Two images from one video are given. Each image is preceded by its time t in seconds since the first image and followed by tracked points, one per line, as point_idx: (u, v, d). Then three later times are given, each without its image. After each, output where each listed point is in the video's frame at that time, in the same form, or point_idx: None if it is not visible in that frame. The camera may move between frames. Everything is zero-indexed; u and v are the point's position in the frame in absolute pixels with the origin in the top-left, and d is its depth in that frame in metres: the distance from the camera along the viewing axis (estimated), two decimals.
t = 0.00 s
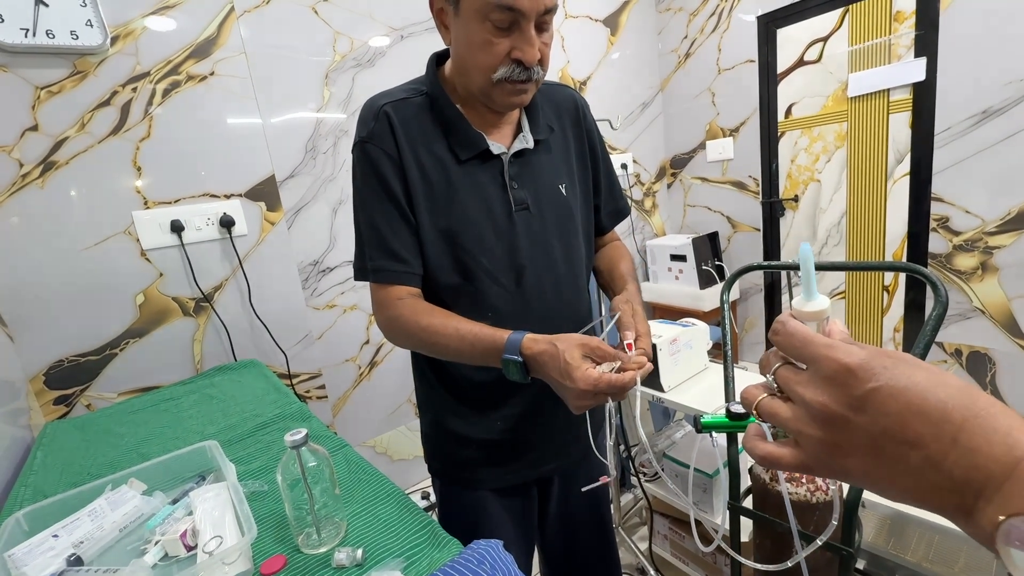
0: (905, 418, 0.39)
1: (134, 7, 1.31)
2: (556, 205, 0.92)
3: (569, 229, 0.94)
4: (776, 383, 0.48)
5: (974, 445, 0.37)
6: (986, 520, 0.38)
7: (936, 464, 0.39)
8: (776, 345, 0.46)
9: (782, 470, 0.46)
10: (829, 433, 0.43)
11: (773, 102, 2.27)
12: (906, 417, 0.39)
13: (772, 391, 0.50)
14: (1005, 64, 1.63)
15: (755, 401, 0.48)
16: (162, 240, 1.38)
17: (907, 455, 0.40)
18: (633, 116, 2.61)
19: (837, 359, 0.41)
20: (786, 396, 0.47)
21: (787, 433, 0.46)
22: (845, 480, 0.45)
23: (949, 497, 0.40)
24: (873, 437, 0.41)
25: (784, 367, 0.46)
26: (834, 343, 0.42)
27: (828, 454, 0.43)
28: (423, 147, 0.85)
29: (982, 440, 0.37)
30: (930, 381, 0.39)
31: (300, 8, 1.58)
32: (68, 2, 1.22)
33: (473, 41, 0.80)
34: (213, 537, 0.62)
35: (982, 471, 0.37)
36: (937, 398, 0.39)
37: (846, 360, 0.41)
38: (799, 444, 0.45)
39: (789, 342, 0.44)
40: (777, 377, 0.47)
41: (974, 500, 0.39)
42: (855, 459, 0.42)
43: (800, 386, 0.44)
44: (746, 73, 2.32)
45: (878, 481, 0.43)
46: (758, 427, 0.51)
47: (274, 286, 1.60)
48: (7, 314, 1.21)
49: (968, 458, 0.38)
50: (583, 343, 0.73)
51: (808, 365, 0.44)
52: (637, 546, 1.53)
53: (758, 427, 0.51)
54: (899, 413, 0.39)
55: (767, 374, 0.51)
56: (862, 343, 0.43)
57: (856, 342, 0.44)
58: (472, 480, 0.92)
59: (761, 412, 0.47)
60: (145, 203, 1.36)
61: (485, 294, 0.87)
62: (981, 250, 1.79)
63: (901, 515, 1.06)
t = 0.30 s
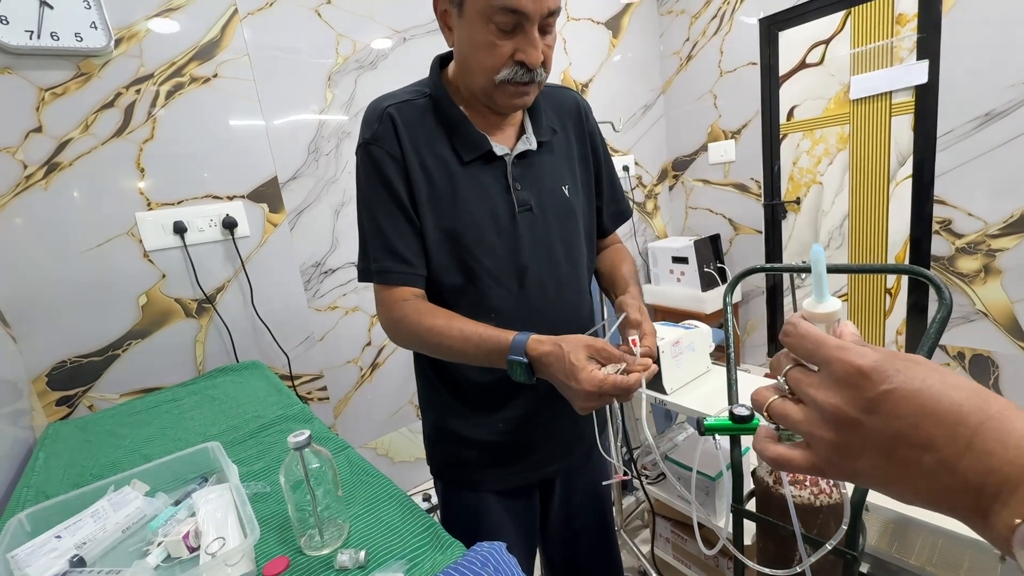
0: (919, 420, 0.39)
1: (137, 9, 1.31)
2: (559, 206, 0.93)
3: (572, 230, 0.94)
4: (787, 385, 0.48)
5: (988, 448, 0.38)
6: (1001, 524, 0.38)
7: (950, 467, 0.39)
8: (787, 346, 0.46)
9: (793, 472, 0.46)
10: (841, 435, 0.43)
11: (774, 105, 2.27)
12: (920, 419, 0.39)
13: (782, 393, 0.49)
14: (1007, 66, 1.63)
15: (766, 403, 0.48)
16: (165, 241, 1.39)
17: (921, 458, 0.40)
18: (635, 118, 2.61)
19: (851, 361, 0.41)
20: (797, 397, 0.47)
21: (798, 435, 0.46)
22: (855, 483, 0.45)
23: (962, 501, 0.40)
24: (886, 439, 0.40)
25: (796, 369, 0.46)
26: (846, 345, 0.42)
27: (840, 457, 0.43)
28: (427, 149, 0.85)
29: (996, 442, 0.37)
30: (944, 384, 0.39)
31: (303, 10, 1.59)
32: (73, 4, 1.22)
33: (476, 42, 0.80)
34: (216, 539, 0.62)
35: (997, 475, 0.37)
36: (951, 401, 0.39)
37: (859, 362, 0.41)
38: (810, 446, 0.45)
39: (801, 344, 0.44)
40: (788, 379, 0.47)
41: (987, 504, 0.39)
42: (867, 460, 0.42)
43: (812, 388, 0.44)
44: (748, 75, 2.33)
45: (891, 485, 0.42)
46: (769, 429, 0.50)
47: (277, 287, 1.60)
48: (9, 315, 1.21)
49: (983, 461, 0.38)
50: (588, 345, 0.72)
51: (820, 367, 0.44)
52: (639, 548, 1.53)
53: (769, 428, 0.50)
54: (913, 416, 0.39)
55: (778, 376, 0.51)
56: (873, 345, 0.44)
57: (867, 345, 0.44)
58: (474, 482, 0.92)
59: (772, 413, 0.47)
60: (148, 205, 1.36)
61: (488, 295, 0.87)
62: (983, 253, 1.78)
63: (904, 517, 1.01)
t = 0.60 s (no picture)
0: (931, 428, 0.39)
1: (142, 12, 1.32)
2: (562, 208, 0.93)
3: (575, 233, 0.94)
4: (797, 392, 0.48)
5: (1001, 457, 0.38)
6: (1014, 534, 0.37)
7: (962, 476, 0.39)
8: (796, 354, 0.46)
9: (803, 480, 0.45)
10: (852, 444, 0.42)
11: (776, 109, 2.27)
12: (932, 427, 0.39)
13: (792, 401, 0.49)
14: (1008, 71, 1.63)
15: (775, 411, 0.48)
16: (167, 243, 1.39)
17: (933, 466, 0.40)
18: (636, 122, 2.62)
19: (861, 369, 0.41)
20: (807, 405, 0.47)
21: (808, 443, 0.45)
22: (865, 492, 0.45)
23: (975, 510, 0.39)
24: (898, 447, 0.40)
25: (805, 377, 0.46)
26: (856, 353, 0.42)
27: (850, 465, 0.43)
28: (430, 152, 0.85)
29: (1008, 451, 0.37)
30: (955, 393, 0.40)
31: (306, 13, 1.60)
32: (79, 7, 1.23)
33: (479, 43, 0.80)
34: (217, 541, 0.62)
35: (1010, 484, 0.37)
36: (963, 409, 0.39)
37: (869, 369, 0.41)
38: (821, 455, 0.44)
39: (811, 350, 0.44)
40: (797, 386, 0.47)
41: (999, 513, 0.39)
42: (879, 469, 0.42)
43: (822, 396, 0.44)
44: (750, 79, 2.33)
45: (902, 494, 0.42)
46: (779, 437, 0.50)
47: (279, 289, 1.60)
48: (13, 316, 1.21)
49: (995, 470, 0.38)
50: (591, 347, 0.72)
51: (830, 375, 0.44)
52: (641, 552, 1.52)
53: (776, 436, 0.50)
54: (925, 424, 0.39)
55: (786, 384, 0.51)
56: (882, 352, 0.44)
57: (877, 352, 0.44)
58: (475, 485, 0.92)
59: (782, 422, 0.46)
60: (152, 207, 1.37)
61: (491, 298, 0.87)
62: (985, 257, 1.78)
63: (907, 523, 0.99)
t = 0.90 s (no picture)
0: (942, 437, 0.39)
1: (147, 17, 1.33)
2: (564, 213, 0.93)
3: (577, 237, 0.95)
4: (807, 399, 0.48)
5: (1014, 466, 0.37)
6: None
7: (976, 485, 0.38)
8: (807, 361, 0.46)
9: (814, 488, 0.45)
10: (864, 451, 0.42)
11: (777, 115, 2.28)
12: (944, 436, 0.39)
13: (802, 408, 0.49)
14: (1009, 78, 1.63)
15: (785, 418, 0.48)
16: (170, 245, 1.40)
17: (946, 474, 0.39)
18: (638, 127, 2.63)
19: (873, 377, 0.41)
20: (818, 412, 0.47)
21: (819, 450, 0.45)
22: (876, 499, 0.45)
23: (988, 520, 0.39)
24: (910, 456, 0.40)
25: (816, 384, 0.46)
26: (869, 361, 0.42)
27: (862, 472, 0.43)
28: (434, 156, 0.86)
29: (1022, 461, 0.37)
30: (968, 401, 0.39)
31: (310, 18, 1.61)
32: (84, 11, 1.24)
33: (483, 50, 0.81)
34: (217, 544, 0.62)
35: None
36: (976, 418, 0.39)
37: (881, 377, 0.41)
38: (832, 462, 0.45)
39: (821, 357, 0.44)
40: (808, 394, 0.47)
41: (1014, 524, 0.38)
42: (891, 478, 0.42)
43: (833, 404, 0.44)
44: (751, 85, 2.34)
45: (914, 503, 0.42)
46: (789, 445, 0.50)
47: (280, 292, 1.61)
48: (15, 318, 1.21)
49: (1010, 480, 0.37)
50: (593, 353, 0.72)
51: (841, 382, 0.44)
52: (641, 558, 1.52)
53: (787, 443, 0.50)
54: (937, 432, 0.39)
55: (798, 390, 0.51)
56: (893, 360, 0.44)
57: (889, 360, 0.44)
58: (476, 490, 0.92)
59: (793, 428, 0.46)
60: (154, 209, 1.37)
61: (493, 301, 0.87)
62: (987, 264, 1.78)
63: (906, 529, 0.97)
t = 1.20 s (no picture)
0: (951, 447, 0.39)
1: (151, 21, 1.34)
2: (567, 219, 0.93)
3: (579, 243, 0.95)
4: (815, 408, 0.48)
5: None
6: None
7: (985, 495, 0.38)
8: (816, 369, 0.46)
9: (822, 496, 0.45)
10: (872, 460, 0.42)
11: (778, 122, 2.29)
12: (953, 446, 0.39)
13: (810, 416, 0.49)
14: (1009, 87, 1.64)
15: (794, 426, 0.47)
16: (172, 249, 1.40)
17: (954, 484, 0.39)
18: (639, 133, 2.63)
19: (881, 386, 0.41)
20: (825, 421, 0.47)
21: (827, 459, 0.45)
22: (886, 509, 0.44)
23: (998, 531, 0.38)
24: (917, 465, 0.40)
25: (823, 392, 0.46)
26: (877, 370, 0.42)
27: (870, 481, 0.43)
28: (437, 162, 0.86)
29: None
30: (978, 411, 0.39)
31: (314, 23, 1.62)
32: (90, 16, 1.25)
33: (488, 58, 0.81)
34: (216, 549, 0.62)
35: None
36: (986, 428, 0.39)
37: (890, 387, 0.41)
38: (840, 470, 0.44)
39: (829, 366, 0.45)
40: (815, 402, 0.47)
41: None
42: (899, 487, 0.41)
43: (841, 412, 0.44)
44: (752, 93, 2.35)
45: (923, 513, 0.42)
46: (796, 452, 0.50)
47: (282, 296, 1.61)
48: (17, 320, 1.22)
49: (1018, 490, 0.37)
50: (598, 359, 0.72)
51: (850, 391, 0.44)
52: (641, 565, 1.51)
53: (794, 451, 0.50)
54: (946, 442, 0.39)
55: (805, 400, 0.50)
56: (901, 369, 0.44)
57: (898, 369, 0.44)
58: (477, 496, 0.92)
59: (800, 437, 0.46)
60: (157, 212, 1.38)
61: (496, 307, 0.87)
62: (988, 272, 1.78)
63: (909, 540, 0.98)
